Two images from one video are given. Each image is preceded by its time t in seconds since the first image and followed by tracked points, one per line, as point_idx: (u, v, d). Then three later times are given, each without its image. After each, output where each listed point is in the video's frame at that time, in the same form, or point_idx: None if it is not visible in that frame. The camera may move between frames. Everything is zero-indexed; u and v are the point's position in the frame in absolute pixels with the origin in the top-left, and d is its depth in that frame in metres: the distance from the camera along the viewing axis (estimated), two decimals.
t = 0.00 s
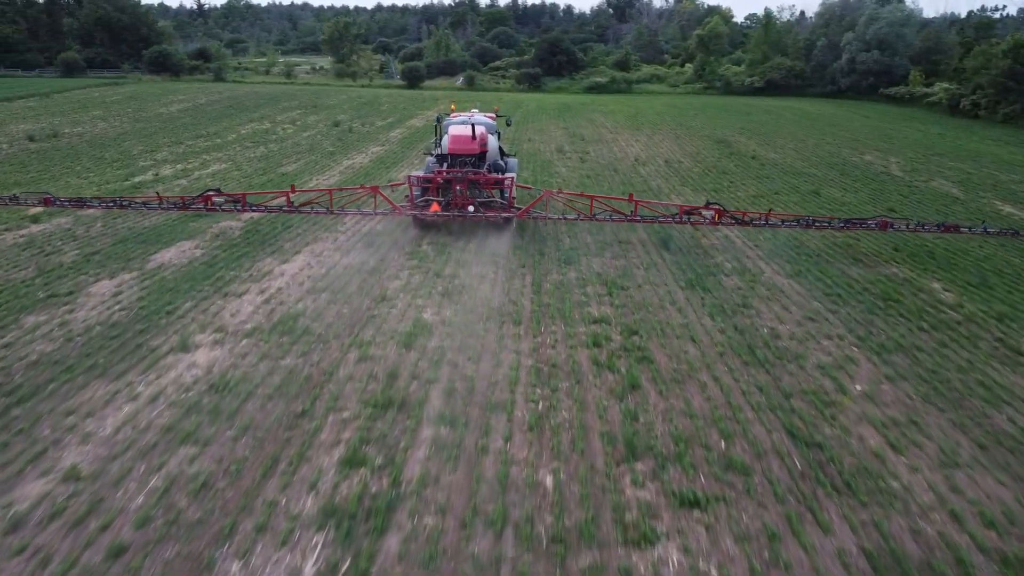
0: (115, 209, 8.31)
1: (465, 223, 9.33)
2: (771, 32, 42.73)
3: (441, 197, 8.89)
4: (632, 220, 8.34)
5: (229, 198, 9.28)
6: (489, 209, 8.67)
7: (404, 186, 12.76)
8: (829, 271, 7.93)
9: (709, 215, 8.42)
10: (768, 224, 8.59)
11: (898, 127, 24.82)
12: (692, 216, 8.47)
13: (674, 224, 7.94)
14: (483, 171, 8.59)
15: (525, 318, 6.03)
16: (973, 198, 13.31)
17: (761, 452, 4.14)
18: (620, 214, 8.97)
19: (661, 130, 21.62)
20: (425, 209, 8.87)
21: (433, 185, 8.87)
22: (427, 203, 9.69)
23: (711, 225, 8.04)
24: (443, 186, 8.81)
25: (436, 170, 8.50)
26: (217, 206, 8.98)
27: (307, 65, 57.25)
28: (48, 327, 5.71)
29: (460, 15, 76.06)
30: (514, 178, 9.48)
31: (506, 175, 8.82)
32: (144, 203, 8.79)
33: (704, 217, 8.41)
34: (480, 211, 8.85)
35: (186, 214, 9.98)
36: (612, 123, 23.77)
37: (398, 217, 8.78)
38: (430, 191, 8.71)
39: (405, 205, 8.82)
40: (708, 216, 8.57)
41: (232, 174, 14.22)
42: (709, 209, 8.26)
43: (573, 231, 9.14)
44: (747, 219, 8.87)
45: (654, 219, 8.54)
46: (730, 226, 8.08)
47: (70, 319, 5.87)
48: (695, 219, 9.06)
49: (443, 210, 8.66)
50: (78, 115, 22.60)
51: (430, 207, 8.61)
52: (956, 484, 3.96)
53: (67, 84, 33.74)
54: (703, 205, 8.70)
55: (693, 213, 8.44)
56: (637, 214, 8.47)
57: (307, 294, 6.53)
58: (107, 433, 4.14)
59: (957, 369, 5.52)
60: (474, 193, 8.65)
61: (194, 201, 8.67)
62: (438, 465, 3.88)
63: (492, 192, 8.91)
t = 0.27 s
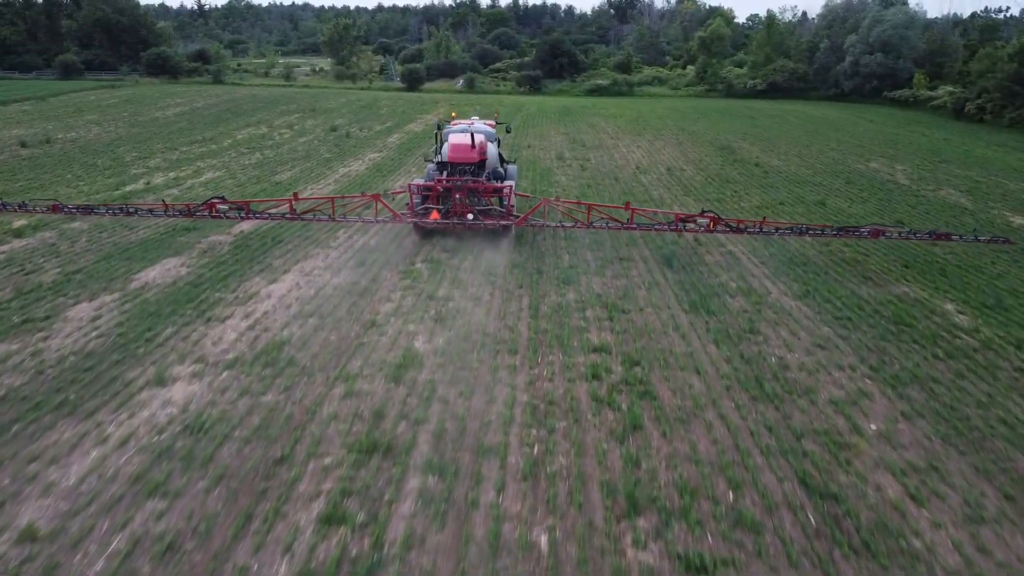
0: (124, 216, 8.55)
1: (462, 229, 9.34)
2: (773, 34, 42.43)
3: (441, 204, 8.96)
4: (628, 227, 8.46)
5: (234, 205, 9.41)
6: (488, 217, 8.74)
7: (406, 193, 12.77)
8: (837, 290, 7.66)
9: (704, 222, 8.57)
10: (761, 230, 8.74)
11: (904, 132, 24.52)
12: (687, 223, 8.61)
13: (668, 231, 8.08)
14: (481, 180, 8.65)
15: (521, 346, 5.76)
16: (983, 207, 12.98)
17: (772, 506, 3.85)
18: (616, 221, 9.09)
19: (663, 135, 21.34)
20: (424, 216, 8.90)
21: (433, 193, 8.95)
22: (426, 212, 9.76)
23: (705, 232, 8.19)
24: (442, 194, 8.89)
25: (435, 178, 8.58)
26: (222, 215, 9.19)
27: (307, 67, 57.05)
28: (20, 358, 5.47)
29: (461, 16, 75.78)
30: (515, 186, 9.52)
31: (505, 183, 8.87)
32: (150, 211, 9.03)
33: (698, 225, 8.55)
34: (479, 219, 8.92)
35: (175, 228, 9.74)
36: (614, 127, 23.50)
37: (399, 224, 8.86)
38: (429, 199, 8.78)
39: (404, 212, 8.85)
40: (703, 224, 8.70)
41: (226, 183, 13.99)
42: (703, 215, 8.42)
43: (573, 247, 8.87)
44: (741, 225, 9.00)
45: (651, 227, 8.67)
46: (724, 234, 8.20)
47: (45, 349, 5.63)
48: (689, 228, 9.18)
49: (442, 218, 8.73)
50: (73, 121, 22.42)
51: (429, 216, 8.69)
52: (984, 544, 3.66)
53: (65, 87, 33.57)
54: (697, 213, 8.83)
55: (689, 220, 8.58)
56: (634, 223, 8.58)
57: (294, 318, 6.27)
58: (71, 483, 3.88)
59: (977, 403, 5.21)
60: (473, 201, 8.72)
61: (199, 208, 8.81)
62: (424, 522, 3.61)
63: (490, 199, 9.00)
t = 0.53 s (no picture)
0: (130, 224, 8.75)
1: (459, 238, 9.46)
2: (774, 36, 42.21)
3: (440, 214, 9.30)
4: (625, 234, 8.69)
5: (238, 214, 9.74)
6: (487, 223, 9.10)
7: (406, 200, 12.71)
8: (845, 311, 7.42)
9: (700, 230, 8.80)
10: (753, 238, 8.99)
11: (907, 137, 24.29)
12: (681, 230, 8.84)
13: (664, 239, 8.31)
14: (481, 188, 9.05)
15: (517, 378, 5.51)
16: (991, 217, 12.72)
17: (783, 567, 3.59)
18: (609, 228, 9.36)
19: (664, 141, 21.12)
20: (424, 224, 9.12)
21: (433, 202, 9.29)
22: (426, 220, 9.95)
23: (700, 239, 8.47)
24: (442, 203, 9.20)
25: (436, 186, 8.96)
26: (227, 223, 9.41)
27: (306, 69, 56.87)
28: None
29: (460, 17, 75.51)
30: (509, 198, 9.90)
31: (503, 192, 9.30)
32: (157, 219, 9.22)
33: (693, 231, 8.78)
34: (477, 226, 9.26)
35: (162, 244, 9.50)
36: (614, 133, 23.28)
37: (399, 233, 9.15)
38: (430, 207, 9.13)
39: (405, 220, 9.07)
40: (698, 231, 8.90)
41: (218, 193, 13.75)
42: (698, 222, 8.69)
43: (571, 264, 8.63)
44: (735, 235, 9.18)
45: (646, 235, 8.91)
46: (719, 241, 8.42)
47: (18, 381, 5.38)
48: (685, 235, 9.36)
49: (442, 225, 9.06)
50: (66, 127, 22.23)
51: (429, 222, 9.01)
52: None
53: (61, 91, 33.39)
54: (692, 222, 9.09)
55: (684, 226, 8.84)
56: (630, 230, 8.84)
57: (280, 346, 6.02)
58: (32, 541, 3.63)
59: (996, 441, 4.95)
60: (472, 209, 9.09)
61: (204, 215, 9.18)
62: None
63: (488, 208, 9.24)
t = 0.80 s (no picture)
0: (137, 232, 8.91)
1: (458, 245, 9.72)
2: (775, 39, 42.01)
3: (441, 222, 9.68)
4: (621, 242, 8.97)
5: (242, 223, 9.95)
6: (486, 231, 9.47)
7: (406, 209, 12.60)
8: (852, 334, 7.19)
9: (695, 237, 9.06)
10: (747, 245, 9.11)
11: (910, 143, 24.05)
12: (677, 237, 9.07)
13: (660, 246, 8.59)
14: (480, 197, 9.47)
15: (513, 412, 5.29)
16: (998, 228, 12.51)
17: None
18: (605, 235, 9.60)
19: (664, 147, 20.89)
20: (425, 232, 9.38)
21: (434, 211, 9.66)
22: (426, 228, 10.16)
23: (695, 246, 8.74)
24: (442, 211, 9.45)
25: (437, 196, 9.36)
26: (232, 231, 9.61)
27: (305, 71, 56.65)
28: None
29: (459, 18, 75.22)
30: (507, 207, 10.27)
31: (501, 200, 9.58)
32: (163, 227, 9.41)
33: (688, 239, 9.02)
34: (477, 234, 9.66)
35: (151, 260, 9.28)
36: (614, 138, 23.06)
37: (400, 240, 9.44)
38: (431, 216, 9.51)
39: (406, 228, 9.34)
40: (692, 237, 9.19)
41: (210, 203, 13.52)
42: (694, 229, 8.95)
43: (570, 283, 8.42)
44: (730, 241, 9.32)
45: (641, 241, 9.19)
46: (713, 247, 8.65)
47: None
48: (678, 241, 9.57)
49: (443, 233, 9.44)
50: (60, 133, 22.05)
51: (430, 230, 9.38)
52: None
53: (57, 94, 33.22)
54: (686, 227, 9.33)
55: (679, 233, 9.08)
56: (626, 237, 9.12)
57: (267, 376, 5.80)
58: None
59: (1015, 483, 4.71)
60: (472, 217, 9.49)
61: (210, 224, 9.38)
62: None
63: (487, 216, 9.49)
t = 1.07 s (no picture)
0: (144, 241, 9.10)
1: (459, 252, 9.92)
2: (775, 42, 41.82)
3: (441, 229, 9.86)
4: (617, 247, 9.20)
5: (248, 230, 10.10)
6: (486, 238, 9.66)
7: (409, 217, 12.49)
8: (861, 359, 6.96)
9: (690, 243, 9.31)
10: (740, 249, 9.56)
11: (913, 148, 23.85)
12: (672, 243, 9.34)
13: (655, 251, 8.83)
14: (480, 205, 9.66)
15: (510, 446, 5.10)
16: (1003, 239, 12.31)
17: None
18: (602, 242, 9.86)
19: (664, 153, 20.71)
20: (426, 240, 9.57)
21: (434, 218, 9.84)
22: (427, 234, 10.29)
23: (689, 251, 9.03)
24: (443, 219, 9.61)
25: (437, 204, 9.55)
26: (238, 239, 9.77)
27: (303, 73, 56.39)
28: None
29: (459, 19, 74.92)
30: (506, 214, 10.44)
31: (501, 208, 9.73)
32: (172, 235, 9.58)
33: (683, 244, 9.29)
34: (477, 242, 9.77)
35: (140, 275, 9.09)
36: (614, 143, 22.88)
37: (402, 247, 9.63)
38: (431, 223, 9.69)
39: (408, 235, 9.52)
40: (686, 244, 9.51)
41: (203, 213, 13.32)
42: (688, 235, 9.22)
43: (570, 301, 8.22)
44: (724, 246, 9.74)
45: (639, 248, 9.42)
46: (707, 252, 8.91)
47: None
48: (674, 249, 9.83)
49: (443, 240, 9.63)
50: (54, 138, 21.90)
51: (431, 237, 9.57)
52: None
53: (53, 97, 33.04)
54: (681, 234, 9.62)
55: (674, 239, 9.34)
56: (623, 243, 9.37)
57: (254, 406, 5.59)
58: None
59: None
60: (472, 225, 9.68)
61: (216, 233, 9.53)
62: None
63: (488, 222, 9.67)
